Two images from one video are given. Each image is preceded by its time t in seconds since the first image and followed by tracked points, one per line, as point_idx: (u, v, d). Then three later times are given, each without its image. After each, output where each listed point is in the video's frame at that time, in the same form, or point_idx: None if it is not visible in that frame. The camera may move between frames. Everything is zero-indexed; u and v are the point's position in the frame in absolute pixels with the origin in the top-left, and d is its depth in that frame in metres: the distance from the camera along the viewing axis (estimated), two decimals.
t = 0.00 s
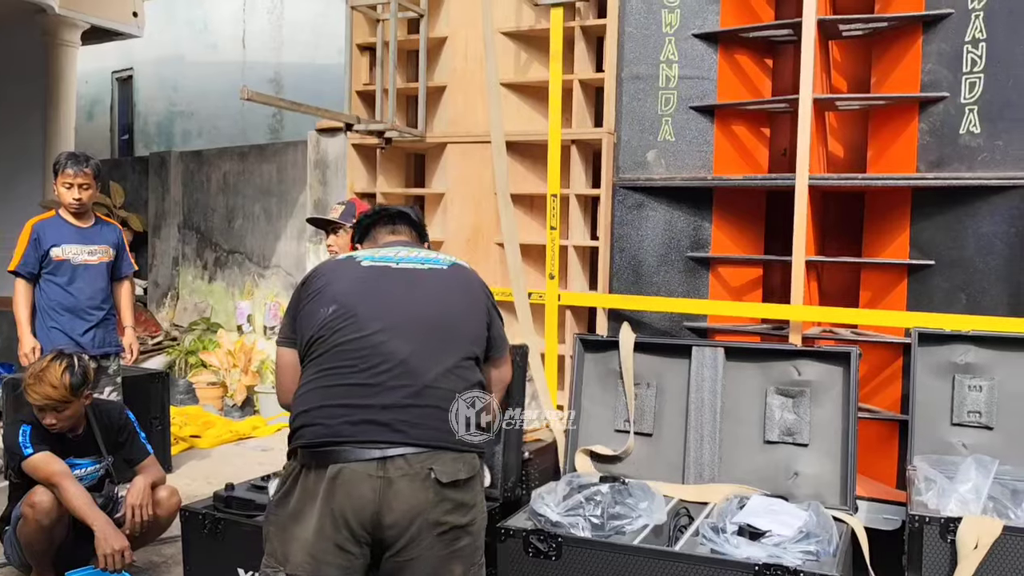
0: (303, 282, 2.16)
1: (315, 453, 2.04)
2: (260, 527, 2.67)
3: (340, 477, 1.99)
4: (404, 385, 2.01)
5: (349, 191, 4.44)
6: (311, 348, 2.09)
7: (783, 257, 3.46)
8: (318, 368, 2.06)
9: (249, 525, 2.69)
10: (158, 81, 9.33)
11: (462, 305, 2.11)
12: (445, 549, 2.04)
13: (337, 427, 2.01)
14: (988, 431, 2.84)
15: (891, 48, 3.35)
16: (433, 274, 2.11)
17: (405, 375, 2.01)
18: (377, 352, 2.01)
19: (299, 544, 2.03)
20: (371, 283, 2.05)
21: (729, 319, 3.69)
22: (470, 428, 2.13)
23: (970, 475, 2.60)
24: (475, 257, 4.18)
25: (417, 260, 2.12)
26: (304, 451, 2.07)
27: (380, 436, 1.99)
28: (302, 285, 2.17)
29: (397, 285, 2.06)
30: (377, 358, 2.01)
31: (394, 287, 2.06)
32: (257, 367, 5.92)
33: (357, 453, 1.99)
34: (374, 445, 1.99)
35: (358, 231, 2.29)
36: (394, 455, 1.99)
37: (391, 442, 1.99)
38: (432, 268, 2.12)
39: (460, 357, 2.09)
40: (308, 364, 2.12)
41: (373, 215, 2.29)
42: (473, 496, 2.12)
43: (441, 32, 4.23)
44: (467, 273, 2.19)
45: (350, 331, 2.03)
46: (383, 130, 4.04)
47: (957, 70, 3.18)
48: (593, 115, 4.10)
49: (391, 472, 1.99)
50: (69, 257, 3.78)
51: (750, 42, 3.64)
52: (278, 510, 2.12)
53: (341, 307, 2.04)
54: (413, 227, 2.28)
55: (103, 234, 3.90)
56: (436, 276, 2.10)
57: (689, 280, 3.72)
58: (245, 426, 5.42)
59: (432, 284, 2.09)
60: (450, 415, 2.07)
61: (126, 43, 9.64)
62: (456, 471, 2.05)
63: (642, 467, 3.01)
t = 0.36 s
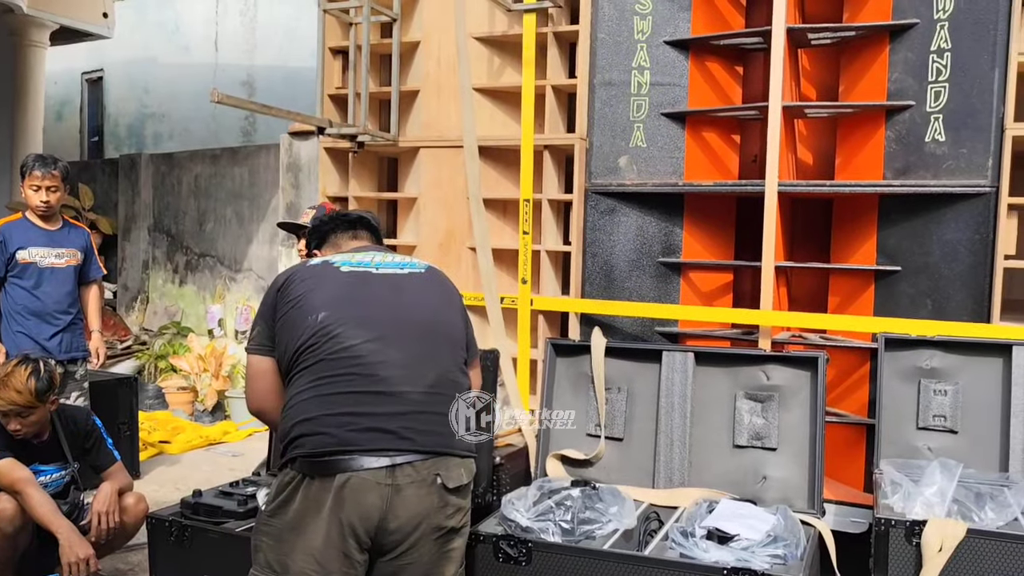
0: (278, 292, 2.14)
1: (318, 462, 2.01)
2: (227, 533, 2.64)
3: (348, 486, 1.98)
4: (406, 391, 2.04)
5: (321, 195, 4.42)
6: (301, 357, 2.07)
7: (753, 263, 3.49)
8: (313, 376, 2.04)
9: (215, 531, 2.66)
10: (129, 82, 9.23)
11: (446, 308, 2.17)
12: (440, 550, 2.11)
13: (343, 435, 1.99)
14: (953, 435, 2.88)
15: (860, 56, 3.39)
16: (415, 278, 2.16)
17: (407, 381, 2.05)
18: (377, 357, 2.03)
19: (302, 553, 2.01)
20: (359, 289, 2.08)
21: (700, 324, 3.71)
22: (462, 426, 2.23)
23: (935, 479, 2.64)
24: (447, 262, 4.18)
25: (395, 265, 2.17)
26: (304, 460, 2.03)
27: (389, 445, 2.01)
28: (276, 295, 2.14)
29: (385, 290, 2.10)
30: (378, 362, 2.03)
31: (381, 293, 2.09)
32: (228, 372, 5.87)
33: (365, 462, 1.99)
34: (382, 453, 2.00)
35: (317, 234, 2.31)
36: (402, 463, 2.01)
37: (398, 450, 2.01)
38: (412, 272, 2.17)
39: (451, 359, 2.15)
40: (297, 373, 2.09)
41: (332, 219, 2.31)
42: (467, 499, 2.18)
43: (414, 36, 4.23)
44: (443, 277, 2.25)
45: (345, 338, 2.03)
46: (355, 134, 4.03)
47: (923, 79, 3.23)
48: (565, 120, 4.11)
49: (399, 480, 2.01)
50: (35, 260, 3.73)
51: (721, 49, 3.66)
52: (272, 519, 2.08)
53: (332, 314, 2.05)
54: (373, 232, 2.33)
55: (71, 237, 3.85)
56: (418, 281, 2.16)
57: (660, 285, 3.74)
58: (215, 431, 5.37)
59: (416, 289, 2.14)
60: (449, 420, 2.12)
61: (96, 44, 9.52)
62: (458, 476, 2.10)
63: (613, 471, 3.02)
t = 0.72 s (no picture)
0: (262, 292, 2.12)
1: (303, 463, 2.00)
2: (213, 538, 2.62)
3: (332, 488, 1.97)
4: (393, 393, 2.03)
5: (309, 198, 4.40)
6: (287, 358, 2.05)
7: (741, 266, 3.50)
8: (299, 376, 2.03)
9: (201, 536, 2.64)
10: (116, 84, 9.17)
11: (434, 309, 2.17)
12: (426, 553, 2.10)
13: (329, 437, 1.98)
14: (940, 438, 2.90)
15: (848, 60, 3.40)
16: (403, 278, 2.15)
17: (396, 383, 2.03)
18: (365, 358, 2.02)
19: (286, 555, 1.99)
20: (345, 290, 2.07)
21: (688, 327, 3.72)
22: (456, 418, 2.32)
23: (923, 481, 2.64)
24: (436, 265, 4.17)
25: (382, 265, 2.16)
26: (289, 462, 2.02)
27: (375, 446, 1.99)
28: (261, 295, 2.13)
29: (371, 290, 2.09)
30: (365, 364, 2.01)
31: (369, 294, 2.08)
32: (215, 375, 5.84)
33: (350, 464, 1.98)
34: (368, 454, 1.99)
35: (300, 232, 2.29)
36: (388, 465, 2.00)
37: (384, 452, 2.00)
38: (399, 271, 2.16)
39: (439, 360, 2.14)
40: (283, 374, 2.07)
41: (315, 216, 2.30)
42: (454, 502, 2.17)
43: (403, 39, 4.23)
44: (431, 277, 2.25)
45: (331, 339, 2.02)
46: (343, 137, 4.01)
47: (910, 84, 3.25)
48: (555, 123, 4.11)
49: (385, 482, 1.99)
50: (20, 261, 3.69)
51: (710, 53, 3.67)
52: (256, 521, 2.07)
53: (318, 314, 2.03)
54: (355, 228, 2.32)
55: (58, 239, 3.82)
56: (405, 280, 2.15)
57: (649, 288, 3.74)
58: (201, 434, 5.34)
59: (403, 289, 2.13)
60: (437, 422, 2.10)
61: (83, 45, 9.47)
62: (444, 478, 2.08)
63: (602, 474, 3.02)
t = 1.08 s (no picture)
0: (256, 293, 2.13)
1: (288, 469, 2.00)
2: (206, 543, 2.61)
3: (317, 494, 1.97)
4: (380, 400, 2.02)
5: (302, 203, 4.40)
6: (277, 360, 2.06)
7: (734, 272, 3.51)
8: (288, 380, 2.03)
9: (194, 541, 2.63)
10: (107, 89, 9.15)
11: (427, 315, 2.17)
12: (413, 561, 2.09)
13: (314, 441, 1.98)
14: (931, 443, 2.91)
15: (840, 67, 3.42)
16: (397, 283, 2.16)
17: (385, 389, 2.03)
18: (354, 363, 2.02)
19: (270, 561, 1.99)
20: (338, 293, 2.07)
21: (681, 333, 3.73)
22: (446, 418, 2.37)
23: (913, 486, 2.65)
24: (430, 270, 4.17)
25: (376, 269, 2.16)
26: (274, 466, 2.02)
27: (360, 453, 1.99)
28: (255, 296, 2.13)
29: (365, 295, 2.09)
30: (355, 369, 2.02)
31: (362, 298, 2.08)
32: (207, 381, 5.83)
33: (335, 470, 1.97)
34: (353, 461, 1.98)
35: (297, 235, 2.29)
36: (373, 472, 1.99)
37: (369, 458, 1.99)
38: (393, 277, 2.17)
39: (430, 367, 2.14)
40: (273, 376, 2.07)
41: (312, 219, 2.30)
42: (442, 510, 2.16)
43: (396, 44, 4.24)
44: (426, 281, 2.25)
45: (322, 342, 2.02)
46: (336, 142, 4.01)
47: (900, 91, 3.27)
48: (547, 129, 4.12)
49: (370, 489, 1.99)
50: (12, 266, 3.69)
51: (702, 60, 3.69)
52: (242, 526, 2.07)
53: (310, 317, 2.03)
54: (352, 233, 2.33)
55: (50, 244, 3.81)
56: (400, 285, 2.15)
57: (642, 293, 3.75)
58: (193, 440, 5.33)
59: (397, 294, 2.13)
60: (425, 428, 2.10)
61: (74, 50, 9.44)
62: (430, 486, 2.08)
63: (595, 480, 3.03)
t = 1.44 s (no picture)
0: (253, 293, 2.13)
1: (283, 471, 2.00)
2: (200, 545, 2.60)
3: (311, 496, 1.96)
4: (375, 402, 2.02)
5: (297, 204, 4.39)
6: (272, 361, 2.06)
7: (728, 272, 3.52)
8: (284, 381, 2.03)
9: (188, 544, 2.62)
10: (101, 90, 9.14)
11: (424, 316, 2.17)
12: (408, 563, 2.09)
13: (309, 443, 1.98)
14: (925, 443, 2.92)
15: (834, 68, 3.43)
16: (393, 285, 2.16)
17: (381, 390, 2.03)
18: (350, 364, 2.02)
19: (264, 563, 1.99)
20: (334, 294, 2.07)
21: (676, 333, 3.74)
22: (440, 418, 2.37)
23: (907, 486, 2.66)
24: (425, 272, 4.17)
25: (372, 271, 2.16)
26: (268, 468, 2.02)
27: (354, 455, 1.98)
28: (251, 296, 2.13)
29: (361, 296, 2.09)
30: (351, 371, 2.01)
31: (359, 299, 2.08)
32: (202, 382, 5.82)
33: (330, 472, 1.97)
34: (348, 463, 1.98)
35: (294, 235, 2.29)
36: (368, 474, 1.99)
37: (365, 460, 1.99)
38: (390, 278, 2.17)
39: (426, 368, 2.14)
40: (268, 377, 2.07)
41: (309, 219, 2.30)
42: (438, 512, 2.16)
43: (391, 46, 4.24)
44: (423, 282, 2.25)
45: (318, 343, 2.02)
46: (331, 144, 4.01)
47: (894, 92, 3.28)
48: (542, 131, 4.12)
49: (365, 491, 1.99)
50: (5, 268, 3.67)
51: (697, 61, 3.70)
52: (236, 528, 2.07)
53: (306, 318, 2.03)
54: (350, 234, 2.33)
55: (43, 246, 3.80)
56: (396, 287, 2.15)
57: (637, 295, 3.75)
58: (188, 441, 5.31)
59: (393, 295, 2.13)
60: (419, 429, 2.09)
61: (67, 51, 9.42)
62: (426, 488, 2.07)
63: (590, 480, 3.03)
